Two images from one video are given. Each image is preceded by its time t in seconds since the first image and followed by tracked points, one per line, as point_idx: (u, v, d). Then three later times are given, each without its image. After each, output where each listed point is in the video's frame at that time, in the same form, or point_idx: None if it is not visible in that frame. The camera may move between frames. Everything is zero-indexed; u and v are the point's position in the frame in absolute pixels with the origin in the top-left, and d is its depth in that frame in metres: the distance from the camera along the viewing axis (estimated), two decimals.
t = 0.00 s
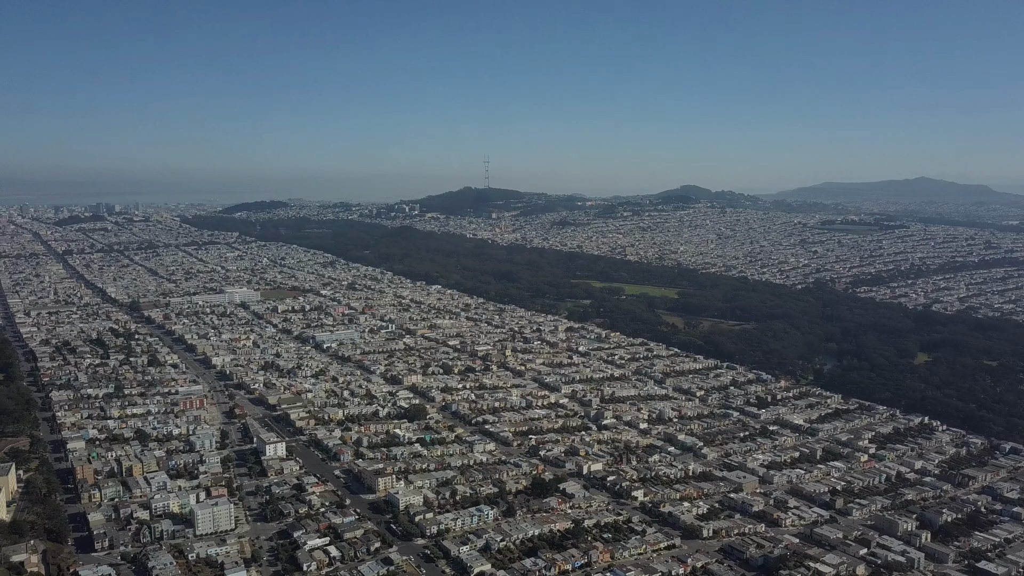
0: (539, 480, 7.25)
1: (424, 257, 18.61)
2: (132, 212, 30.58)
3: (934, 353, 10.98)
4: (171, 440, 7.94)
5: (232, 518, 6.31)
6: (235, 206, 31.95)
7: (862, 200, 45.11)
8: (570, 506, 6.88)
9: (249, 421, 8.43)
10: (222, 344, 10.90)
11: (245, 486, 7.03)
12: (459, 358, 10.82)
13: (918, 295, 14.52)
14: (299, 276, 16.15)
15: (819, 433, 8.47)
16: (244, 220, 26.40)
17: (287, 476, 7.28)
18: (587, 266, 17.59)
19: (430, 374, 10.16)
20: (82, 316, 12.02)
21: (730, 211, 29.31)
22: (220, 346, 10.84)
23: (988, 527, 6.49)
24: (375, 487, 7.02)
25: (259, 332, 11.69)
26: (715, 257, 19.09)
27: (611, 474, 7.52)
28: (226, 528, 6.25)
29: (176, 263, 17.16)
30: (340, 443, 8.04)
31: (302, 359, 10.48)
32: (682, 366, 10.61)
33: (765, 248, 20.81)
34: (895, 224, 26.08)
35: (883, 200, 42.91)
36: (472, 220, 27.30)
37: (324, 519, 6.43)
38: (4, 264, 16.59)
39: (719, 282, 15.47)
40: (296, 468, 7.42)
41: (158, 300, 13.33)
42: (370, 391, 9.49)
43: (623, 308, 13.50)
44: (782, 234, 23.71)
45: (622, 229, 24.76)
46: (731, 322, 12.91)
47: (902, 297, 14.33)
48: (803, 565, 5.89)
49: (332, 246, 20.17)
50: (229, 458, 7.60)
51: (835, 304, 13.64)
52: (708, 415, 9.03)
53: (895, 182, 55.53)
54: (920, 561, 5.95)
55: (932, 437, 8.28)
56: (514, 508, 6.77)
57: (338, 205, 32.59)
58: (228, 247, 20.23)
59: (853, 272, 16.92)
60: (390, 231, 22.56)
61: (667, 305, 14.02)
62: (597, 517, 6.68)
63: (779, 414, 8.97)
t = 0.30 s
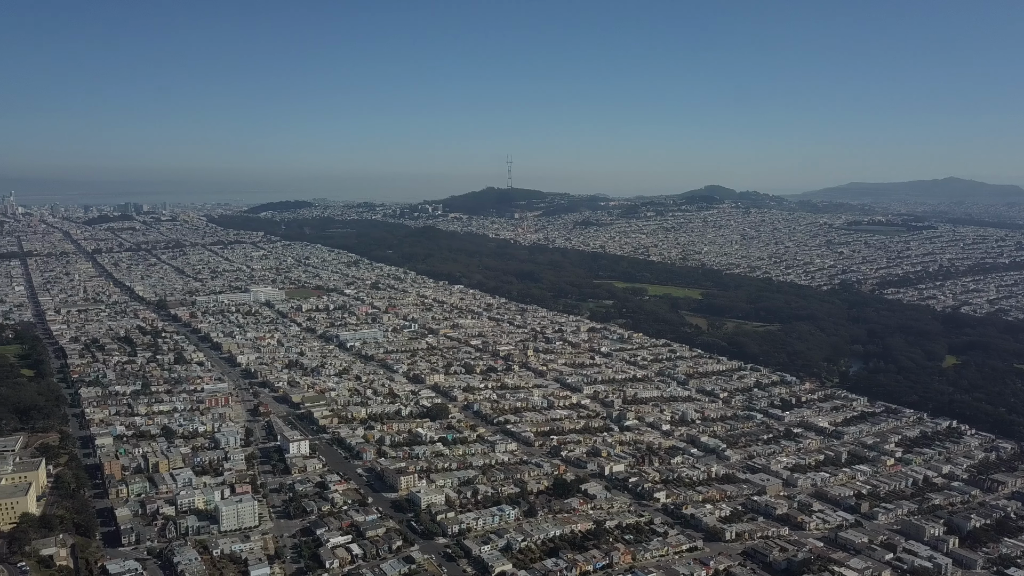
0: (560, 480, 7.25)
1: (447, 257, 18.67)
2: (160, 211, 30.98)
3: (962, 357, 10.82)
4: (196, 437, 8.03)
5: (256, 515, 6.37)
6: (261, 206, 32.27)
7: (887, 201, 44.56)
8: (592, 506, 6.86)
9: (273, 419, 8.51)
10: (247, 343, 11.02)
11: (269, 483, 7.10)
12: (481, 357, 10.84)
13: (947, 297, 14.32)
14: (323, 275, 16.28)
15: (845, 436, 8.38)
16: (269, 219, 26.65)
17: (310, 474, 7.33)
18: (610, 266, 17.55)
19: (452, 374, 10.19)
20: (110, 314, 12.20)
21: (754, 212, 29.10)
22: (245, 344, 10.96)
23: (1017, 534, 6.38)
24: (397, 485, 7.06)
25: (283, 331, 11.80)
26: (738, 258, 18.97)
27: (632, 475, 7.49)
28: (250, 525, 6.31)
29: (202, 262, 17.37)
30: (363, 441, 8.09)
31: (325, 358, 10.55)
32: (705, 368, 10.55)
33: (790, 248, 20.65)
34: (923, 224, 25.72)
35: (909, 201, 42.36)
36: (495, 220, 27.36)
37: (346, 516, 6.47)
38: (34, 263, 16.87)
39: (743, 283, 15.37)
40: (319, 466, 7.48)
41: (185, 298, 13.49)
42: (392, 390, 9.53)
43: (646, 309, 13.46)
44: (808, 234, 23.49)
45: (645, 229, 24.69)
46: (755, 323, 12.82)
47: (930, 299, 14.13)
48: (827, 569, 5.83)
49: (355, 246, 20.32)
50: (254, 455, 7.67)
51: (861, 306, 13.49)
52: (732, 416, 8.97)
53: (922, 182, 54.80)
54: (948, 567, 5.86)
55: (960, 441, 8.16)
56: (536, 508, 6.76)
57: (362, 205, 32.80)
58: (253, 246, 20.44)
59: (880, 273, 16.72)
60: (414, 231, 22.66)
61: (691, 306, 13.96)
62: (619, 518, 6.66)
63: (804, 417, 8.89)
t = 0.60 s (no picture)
0: (582, 481, 7.23)
1: (470, 257, 18.71)
2: (186, 211, 31.35)
3: (992, 360, 10.65)
4: (221, 435, 8.12)
5: (279, 512, 6.43)
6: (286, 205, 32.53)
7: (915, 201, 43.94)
8: (613, 507, 6.85)
9: (297, 417, 8.58)
10: (272, 341, 11.12)
11: (292, 480, 7.16)
12: (503, 357, 10.85)
13: (976, 299, 14.10)
14: (346, 274, 16.39)
15: (870, 439, 8.28)
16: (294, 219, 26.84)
17: (332, 472, 7.38)
18: (633, 266, 17.49)
19: (474, 373, 10.21)
20: (138, 312, 12.37)
21: (779, 212, 28.85)
22: (270, 342, 11.06)
23: None
24: (418, 484, 7.09)
25: (307, 329, 11.89)
26: (763, 258, 18.81)
27: (654, 477, 7.46)
28: (273, 522, 6.37)
29: (228, 261, 17.55)
30: (385, 440, 8.13)
31: (348, 357, 10.62)
32: (728, 369, 10.48)
33: (816, 249, 20.45)
34: (952, 225, 25.34)
35: (937, 202, 41.74)
36: (517, 220, 27.38)
37: (368, 515, 6.50)
38: (64, 261, 17.13)
39: (768, 284, 15.25)
40: (342, 464, 7.52)
41: (210, 297, 13.65)
42: (415, 389, 9.57)
43: (669, 309, 13.40)
44: (834, 235, 23.25)
45: (669, 229, 24.58)
46: (779, 325, 12.71)
47: (959, 301, 13.92)
48: (852, 574, 5.77)
49: (379, 246, 20.43)
50: (277, 453, 7.73)
51: (888, 308, 13.33)
52: (755, 418, 8.90)
53: (951, 183, 53.98)
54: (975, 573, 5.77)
55: (990, 446, 8.03)
56: (557, 509, 6.76)
57: (385, 205, 32.94)
58: (279, 246, 20.62)
59: (907, 274, 16.50)
60: (436, 231, 22.73)
61: (714, 307, 13.87)
62: (641, 519, 6.63)
63: (829, 419, 8.80)
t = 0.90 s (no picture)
0: (603, 482, 7.21)
1: (492, 257, 18.74)
2: (212, 211, 31.70)
3: (1021, 363, 10.47)
4: (245, 432, 8.20)
5: (301, 509, 6.48)
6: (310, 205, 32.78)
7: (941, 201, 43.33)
8: (634, 509, 6.82)
9: (319, 415, 8.64)
10: (295, 339, 11.21)
11: (314, 478, 7.21)
12: (524, 357, 10.85)
13: (1005, 301, 13.88)
14: (369, 274, 16.48)
15: (896, 442, 8.18)
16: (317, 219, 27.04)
17: (354, 470, 7.43)
18: (656, 266, 17.42)
19: (496, 373, 10.22)
20: (164, 311, 12.54)
21: (804, 212, 28.58)
22: (293, 341, 11.15)
23: None
24: (439, 483, 7.11)
25: (330, 328, 11.98)
26: (787, 259, 18.66)
27: (676, 478, 7.43)
28: (295, 519, 6.43)
29: (252, 261, 17.73)
30: (407, 438, 8.16)
31: (371, 356, 10.68)
32: (751, 371, 10.41)
33: (841, 250, 20.23)
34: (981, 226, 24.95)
35: (965, 203, 41.12)
36: (539, 221, 27.38)
37: (390, 513, 6.53)
38: (92, 260, 17.40)
39: (792, 285, 15.13)
40: (363, 463, 7.56)
41: (235, 296, 13.79)
42: (436, 389, 9.60)
43: (691, 310, 13.33)
44: (859, 236, 22.99)
45: (691, 229, 24.46)
46: (803, 326, 12.60)
47: (987, 303, 13.71)
48: None
49: (401, 246, 20.52)
50: (300, 451, 7.79)
51: (914, 309, 13.16)
52: (778, 420, 8.83)
53: (978, 183, 53.17)
54: None
55: (1019, 450, 7.90)
56: (578, 509, 6.75)
57: (408, 205, 33.08)
58: (302, 245, 20.78)
59: (934, 276, 16.27)
60: (459, 231, 22.80)
61: (737, 308, 13.78)
62: (662, 521, 6.60)
63: (853, 422, 8.70)
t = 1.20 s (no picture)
0: (624, 482, 7.19)
1: (514, 257, 18.76)
2: (237, 210, 32.04)
3: None
4: (269, 430, 8.27)
5: (324, 507, 6.53)
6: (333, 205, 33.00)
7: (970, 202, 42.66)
8: (656, 510, 6.79)
9: (342, 414, 8.70)
10: (318, 338, 11.31)
11: (337, 476, 7.26)
12: (546, 358, 10.85)
13: None
14: (392, 273, 16.57)
15: (922, 446, 8.08)
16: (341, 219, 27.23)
17: (376, 468, 7.47)
18: (678, 267, 17.33)
19: (517, 373, 10.24)
20: (190, 309, 12.69)
21: (829, 213, 28.28)
22: (316, 340, 11.25)
23: None
24: (461, 482, 7.13)
25: (353, 327, 12.06)
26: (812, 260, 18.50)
27: (698, 480, 7.39)
28: (318, 517, 6.47)
29: (276, 260, 17.89)
30: (428, 437, 8.20)
31: (393, 355, 10.74)
32: (775, 372, 10.33)
33: (867, 251, 19.99)
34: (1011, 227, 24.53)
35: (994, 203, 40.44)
36: (561, 220, 27.37)
37: (411, 512, 6.56)
38: (120, 259, 17.67)
39: (816, 286, 14.99)
40: (385, 462, 7.61)
41: (259, 295, 13.93)
42: (458, 388, 9.64)
43: (714, 311, 13.25)
44: (886, 237, 22.70)
45: (715, 230, 24.31)
46: (828, 328, 12.48)
47: (1018, 306, 13.48)
48: None
49: (424, 245, 20.60)
50: (323, 449, 7.85)
51: (943, 311, 12.98)
52: (802, 423, 8.76)
53: (1008, 184, 52.25)
54: None
55: None
56: (599, 510, 6.73)
57: (431, 205, 33.18)
58: (326, 245, 20.95)
59: (963, 278, 16.03)
60: (481, 231, 22.84)
61: (761, 309, 13.68)
62: (684, 523, 6.57)
63: (879, 425, 8.60)
